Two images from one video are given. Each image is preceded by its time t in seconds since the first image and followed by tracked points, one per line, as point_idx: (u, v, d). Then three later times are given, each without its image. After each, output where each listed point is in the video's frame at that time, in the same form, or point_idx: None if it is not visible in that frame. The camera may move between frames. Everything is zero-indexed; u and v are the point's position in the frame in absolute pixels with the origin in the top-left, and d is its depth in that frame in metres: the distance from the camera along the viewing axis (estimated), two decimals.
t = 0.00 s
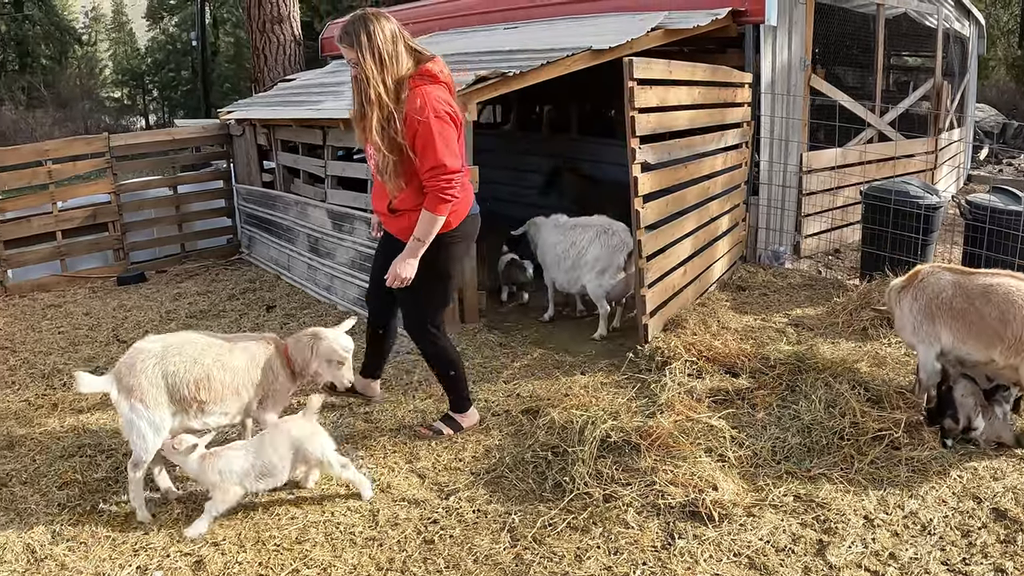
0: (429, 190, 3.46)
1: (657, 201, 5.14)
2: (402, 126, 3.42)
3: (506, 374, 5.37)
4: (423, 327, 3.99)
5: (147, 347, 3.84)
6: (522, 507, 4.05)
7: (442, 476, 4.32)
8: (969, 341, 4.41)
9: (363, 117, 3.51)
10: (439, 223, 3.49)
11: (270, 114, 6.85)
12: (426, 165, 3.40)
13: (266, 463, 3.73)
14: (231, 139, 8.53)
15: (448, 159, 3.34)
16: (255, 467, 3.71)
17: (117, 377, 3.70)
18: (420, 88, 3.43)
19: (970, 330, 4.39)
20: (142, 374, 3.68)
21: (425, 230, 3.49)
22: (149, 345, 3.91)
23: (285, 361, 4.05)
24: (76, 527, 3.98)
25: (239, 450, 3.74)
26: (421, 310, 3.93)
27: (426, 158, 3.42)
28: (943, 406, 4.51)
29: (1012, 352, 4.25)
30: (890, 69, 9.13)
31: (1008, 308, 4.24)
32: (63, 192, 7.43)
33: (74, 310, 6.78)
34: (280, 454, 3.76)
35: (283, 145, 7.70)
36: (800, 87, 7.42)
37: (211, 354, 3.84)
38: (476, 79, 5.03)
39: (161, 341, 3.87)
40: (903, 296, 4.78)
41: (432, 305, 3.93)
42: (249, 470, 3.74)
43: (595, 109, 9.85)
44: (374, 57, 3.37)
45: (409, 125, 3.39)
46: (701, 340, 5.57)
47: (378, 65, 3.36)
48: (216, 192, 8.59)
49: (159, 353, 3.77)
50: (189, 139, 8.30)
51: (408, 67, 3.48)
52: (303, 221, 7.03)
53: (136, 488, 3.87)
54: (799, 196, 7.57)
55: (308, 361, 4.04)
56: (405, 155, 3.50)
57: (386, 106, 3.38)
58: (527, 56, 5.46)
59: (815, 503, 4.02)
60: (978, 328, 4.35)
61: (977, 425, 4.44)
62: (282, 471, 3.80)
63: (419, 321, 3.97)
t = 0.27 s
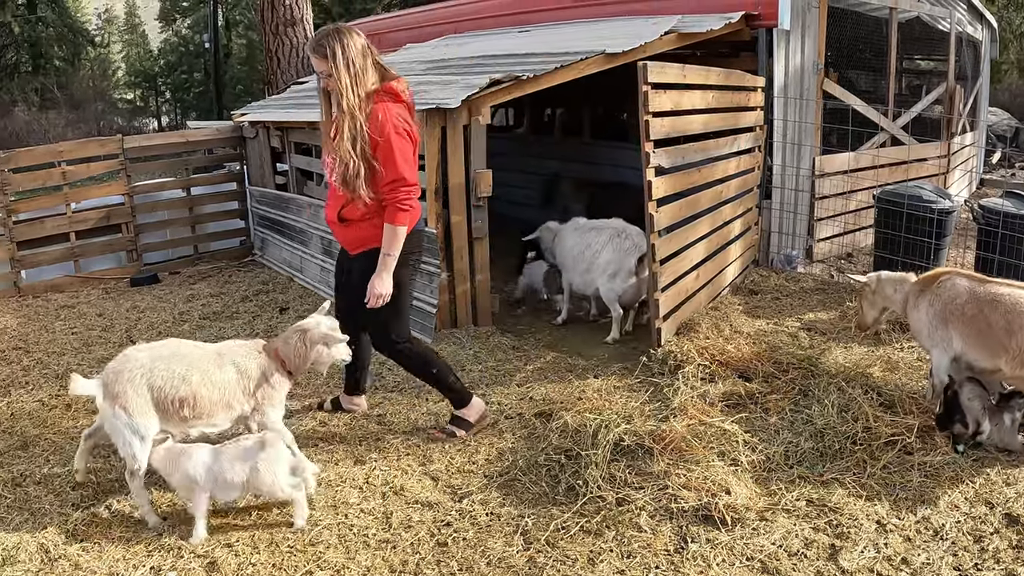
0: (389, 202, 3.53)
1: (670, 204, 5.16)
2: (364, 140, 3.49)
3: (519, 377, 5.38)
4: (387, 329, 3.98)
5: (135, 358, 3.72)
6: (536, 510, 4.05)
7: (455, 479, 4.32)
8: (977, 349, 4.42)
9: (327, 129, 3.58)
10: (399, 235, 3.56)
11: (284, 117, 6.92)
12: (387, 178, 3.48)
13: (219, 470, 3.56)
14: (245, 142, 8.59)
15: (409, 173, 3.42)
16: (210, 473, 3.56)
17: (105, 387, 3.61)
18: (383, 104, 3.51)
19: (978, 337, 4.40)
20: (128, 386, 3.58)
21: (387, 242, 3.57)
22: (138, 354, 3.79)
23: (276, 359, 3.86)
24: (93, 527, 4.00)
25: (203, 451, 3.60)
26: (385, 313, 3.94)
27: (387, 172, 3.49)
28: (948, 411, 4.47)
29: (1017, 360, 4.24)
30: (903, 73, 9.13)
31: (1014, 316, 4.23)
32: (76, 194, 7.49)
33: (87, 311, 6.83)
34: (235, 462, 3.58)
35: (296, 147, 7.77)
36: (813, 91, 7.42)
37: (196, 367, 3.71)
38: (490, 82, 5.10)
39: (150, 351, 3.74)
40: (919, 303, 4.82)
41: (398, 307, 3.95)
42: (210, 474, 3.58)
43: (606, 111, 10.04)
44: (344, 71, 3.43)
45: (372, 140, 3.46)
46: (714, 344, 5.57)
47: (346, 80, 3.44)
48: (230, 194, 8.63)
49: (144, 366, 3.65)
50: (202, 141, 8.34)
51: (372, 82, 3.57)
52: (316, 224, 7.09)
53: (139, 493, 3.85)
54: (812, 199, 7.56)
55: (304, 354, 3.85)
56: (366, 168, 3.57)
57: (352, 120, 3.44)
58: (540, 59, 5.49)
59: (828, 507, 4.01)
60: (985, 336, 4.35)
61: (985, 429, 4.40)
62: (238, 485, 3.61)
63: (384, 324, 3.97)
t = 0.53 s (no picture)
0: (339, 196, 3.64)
1: (682, 208, 5.17)
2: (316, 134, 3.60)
3: (530, 380, 5.39)
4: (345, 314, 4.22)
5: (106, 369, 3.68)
6: (547, 513, 4.05)
7: (466, 481, 4.33)
8: (988, 354, 4.43)
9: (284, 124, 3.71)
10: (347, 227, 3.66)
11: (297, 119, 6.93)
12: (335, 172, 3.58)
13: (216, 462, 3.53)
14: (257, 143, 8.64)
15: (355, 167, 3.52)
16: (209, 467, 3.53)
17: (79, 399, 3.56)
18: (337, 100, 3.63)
19: (989, 343, 4.41)
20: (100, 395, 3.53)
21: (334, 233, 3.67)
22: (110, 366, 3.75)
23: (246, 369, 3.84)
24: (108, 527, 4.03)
25: (197, 450, 3.54)
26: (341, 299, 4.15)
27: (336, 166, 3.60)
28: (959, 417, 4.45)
29: None
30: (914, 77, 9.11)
31: None
32: (89, 195, 7.56)
33: (99, 312, 6.87)
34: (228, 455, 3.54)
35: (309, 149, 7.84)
36: (824, 94, 7.41)
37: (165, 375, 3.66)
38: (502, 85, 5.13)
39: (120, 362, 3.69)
40: (931, 308, 4.82)
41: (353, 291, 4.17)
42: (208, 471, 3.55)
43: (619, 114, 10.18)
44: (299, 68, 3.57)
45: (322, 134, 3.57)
46: (726, 348, 5.58)
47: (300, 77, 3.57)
48: (243, 196, 8.66)
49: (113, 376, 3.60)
50: (215, 142, 8.39)
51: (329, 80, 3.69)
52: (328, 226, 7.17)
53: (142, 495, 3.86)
54: (824, 203, 7.54)
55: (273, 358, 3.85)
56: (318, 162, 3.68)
57: (307, 119, 3.56)
58: (552, 62, 5.50)
59: (839, 511, 4.00)
60: (997, 342, 4.36)
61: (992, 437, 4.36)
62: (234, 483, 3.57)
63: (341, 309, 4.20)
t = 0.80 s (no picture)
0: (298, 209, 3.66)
1: (694, 211, 5.18)
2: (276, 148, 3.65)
3: (542, 382, 5.40)
4: (333, 315, 4.27)
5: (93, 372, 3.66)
6: (559, 514, 4.06)
7: (478, 482, 4.35)
8: (1004, 356, 4.42)
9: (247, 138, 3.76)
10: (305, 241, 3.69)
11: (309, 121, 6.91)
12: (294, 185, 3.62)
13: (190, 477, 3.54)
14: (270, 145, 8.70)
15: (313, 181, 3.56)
16: (185, 483, 3.54)
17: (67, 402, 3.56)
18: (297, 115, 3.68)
19: (1004, 345, 4.40)
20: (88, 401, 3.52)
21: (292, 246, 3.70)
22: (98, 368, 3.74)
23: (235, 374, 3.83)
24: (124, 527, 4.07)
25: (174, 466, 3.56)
26: (323, 300, 4.21)
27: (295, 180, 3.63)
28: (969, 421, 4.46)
29: None
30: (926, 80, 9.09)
31: None
32: (102, 196, 7.63)
33: (113, 312, 6.94)
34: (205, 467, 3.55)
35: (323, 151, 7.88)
36: (836, 97, 7.40)
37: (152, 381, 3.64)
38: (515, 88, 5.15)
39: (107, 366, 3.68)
40: (941, 311, 4.80)
41: (335, 291, 4.23)
42: (186, 487, 3.56)
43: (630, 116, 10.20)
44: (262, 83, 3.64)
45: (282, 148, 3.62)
46: (738, 352, 5.59)
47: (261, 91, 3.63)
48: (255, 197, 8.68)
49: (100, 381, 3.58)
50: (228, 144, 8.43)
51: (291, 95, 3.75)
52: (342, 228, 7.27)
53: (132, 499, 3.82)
54: (836, 206, 7.53)
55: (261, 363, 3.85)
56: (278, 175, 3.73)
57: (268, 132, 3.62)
58: (564, 66, 5.52)
59: (850, 515, 4.00)
60: (1013, 343, 4.35)
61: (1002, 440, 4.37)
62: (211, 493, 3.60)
63: (327, 311, 4.26)
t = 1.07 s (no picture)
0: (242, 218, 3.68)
1: (706, 213, 5.19)
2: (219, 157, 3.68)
3: (553, 384, 5.40)
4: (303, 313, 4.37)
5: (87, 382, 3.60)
6: (570, 515, 4.07)
7: (490, 483, 4.36)
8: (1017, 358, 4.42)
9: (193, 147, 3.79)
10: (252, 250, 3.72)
11: (322, 122, 6.96)
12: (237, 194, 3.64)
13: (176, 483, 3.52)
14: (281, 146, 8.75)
15: (255, 190, 3.58)
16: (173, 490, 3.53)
17: (61, 412, 3.51)
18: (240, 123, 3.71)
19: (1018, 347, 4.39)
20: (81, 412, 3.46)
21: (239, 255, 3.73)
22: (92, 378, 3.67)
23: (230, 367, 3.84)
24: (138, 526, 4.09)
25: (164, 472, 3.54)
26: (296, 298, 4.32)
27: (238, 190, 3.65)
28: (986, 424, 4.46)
29: None
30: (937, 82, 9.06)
31: None
32: (114, 196, 7.68)
33: (124, 312, 6.98)
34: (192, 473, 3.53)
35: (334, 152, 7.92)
36: (847, 100, 7.39)
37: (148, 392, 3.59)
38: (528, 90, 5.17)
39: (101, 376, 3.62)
40: (952, 315, 4.78)
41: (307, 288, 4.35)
42: (178, 492, 3.54)
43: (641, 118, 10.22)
44: (205, 91, 3.67)
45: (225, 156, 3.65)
46: (750, 354, 5.59)
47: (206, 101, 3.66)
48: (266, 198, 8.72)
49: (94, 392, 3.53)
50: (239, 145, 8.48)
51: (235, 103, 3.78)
52: (353, 228, 7.29)
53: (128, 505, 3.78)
54: (847, 209, 7.52)
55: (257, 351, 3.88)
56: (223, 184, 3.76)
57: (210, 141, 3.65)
58: (575, 68, 5.53)
59: (861, 517, 3.99)
60: None
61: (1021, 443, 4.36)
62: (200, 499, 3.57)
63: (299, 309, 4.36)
